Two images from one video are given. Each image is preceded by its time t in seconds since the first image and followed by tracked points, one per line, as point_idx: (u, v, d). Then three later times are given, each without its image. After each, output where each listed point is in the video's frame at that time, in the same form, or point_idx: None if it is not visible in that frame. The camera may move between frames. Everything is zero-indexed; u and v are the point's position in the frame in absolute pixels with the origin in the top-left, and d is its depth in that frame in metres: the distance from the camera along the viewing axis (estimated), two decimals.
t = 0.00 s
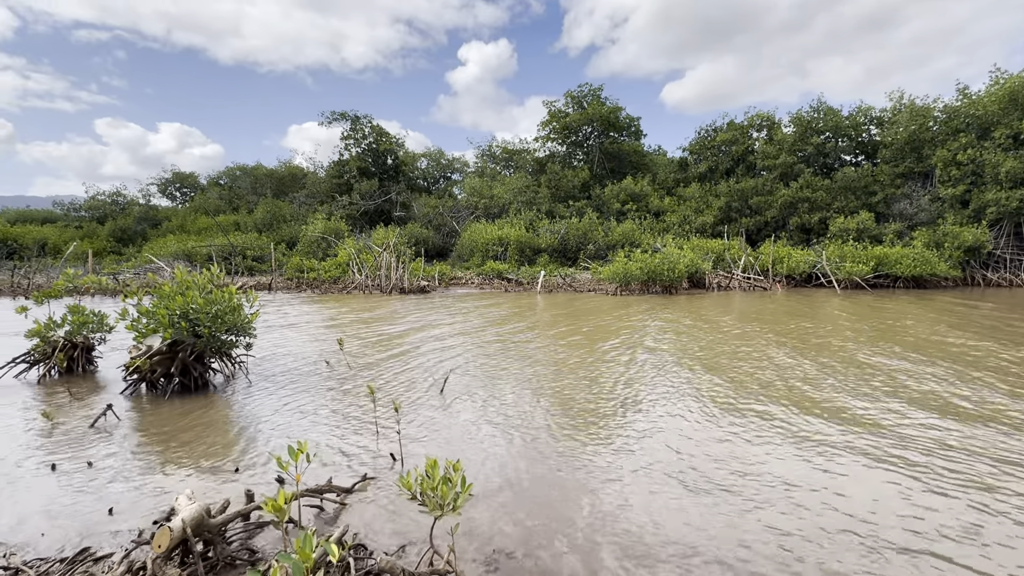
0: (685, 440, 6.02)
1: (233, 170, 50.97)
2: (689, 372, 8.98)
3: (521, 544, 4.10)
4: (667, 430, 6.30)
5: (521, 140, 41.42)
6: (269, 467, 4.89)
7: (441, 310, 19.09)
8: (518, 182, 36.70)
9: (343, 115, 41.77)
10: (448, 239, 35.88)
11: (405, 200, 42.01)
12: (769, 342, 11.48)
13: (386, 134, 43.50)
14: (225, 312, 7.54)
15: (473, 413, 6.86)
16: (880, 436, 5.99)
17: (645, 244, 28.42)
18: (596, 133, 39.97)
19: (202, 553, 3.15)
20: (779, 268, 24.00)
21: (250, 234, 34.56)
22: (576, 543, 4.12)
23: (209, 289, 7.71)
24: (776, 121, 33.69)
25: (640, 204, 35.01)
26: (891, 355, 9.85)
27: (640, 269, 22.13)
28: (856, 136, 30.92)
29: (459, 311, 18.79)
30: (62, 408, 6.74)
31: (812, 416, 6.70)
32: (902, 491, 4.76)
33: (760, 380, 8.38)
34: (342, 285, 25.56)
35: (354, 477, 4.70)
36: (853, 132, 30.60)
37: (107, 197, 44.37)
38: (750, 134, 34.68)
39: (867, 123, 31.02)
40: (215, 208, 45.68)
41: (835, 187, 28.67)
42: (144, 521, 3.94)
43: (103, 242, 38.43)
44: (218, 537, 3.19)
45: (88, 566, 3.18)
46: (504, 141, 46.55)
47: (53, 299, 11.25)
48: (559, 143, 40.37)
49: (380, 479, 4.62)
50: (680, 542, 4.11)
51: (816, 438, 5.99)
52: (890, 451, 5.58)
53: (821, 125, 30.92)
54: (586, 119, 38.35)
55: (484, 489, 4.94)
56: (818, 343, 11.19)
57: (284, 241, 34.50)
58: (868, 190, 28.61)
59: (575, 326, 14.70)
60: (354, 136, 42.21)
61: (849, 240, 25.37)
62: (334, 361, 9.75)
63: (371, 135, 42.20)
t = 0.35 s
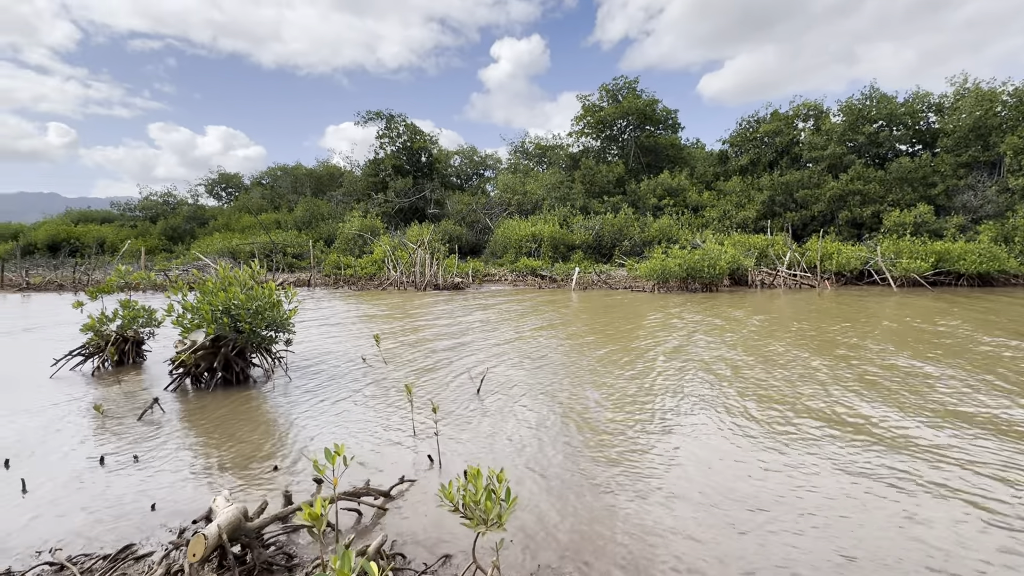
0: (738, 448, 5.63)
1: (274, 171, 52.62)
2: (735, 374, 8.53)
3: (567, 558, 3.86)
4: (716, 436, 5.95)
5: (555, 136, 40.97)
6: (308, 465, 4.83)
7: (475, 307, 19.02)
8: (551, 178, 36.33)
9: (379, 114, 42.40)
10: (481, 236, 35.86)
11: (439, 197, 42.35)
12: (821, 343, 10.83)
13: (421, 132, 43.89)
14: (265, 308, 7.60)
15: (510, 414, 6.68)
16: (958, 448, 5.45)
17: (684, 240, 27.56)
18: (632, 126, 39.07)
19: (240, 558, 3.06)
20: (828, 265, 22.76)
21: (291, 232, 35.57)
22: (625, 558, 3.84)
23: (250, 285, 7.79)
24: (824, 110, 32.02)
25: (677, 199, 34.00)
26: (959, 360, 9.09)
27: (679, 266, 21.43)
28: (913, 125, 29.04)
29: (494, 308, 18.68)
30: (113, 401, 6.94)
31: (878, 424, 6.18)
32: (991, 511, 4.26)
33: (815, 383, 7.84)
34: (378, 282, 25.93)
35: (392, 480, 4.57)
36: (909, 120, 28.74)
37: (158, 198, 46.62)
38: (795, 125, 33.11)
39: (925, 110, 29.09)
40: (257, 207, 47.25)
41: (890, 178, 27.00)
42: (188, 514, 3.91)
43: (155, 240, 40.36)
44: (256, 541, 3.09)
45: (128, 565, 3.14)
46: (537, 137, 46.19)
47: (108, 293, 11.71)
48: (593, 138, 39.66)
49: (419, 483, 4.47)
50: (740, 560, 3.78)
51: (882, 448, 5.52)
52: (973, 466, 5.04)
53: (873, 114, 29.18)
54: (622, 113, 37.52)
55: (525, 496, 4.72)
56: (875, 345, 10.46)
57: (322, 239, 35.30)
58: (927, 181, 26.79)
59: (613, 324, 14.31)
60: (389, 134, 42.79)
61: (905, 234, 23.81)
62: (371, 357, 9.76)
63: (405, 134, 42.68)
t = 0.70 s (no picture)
0: (802, 452, 5.25)
1: (322, 170, 54.42)
2: (793, 373, 8.04)
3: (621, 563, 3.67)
4: (777, 439, 5.60)
5: (597, 130, 40.24)
6: (358, 456, 4.86)
7: (516, 303, 18.95)
8: (593, 172, 35.73)
9: (421, 112, 43.00)
10: (522, 232, 35.75)
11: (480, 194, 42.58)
12: (888, 343, 10.07)
13: (462, 129, 44.18)
14: (315, 302, 7.75)
15: (556, 410, 6.54)
16: None
17: (733, 234, 26.45)
18: (677, 118, 37.82)
19: (293, 549, 3.05)
20: (894, 260, 21.23)
21: (338, 230, 36.60)
22: (682, 567, 3.63)
23: (301, 279, 7.99)
24: (889, 94, 29.85)
25: (726, 192, 32.66)
26: None
27: (728, 261, 20.55)
28: (992, 107, 26.63)
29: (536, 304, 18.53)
30: (176, 389, 7.26)
31: (962, 433, 5.62)
32: None
33: (884, 386, 7.27)
34: (421, 278, 26.32)
35: (439, 475, 4.53)
36: (987, 102, 26.39)
37: (217, 197, 49.25)
38: (856, 111, 31.09)
39: (1006, 91, 26.61)
40: (307, 205, 49.03)
41: (965, 166, 24.88)
42: (244, 500, 3.98)
43: (214, 238, 42.60)
44: (308, 533, 3.09)
45: (188, 551, 3.19)
46: (578, 131, 45.55)
47: (171, 287, 12.36)
48: (637, 131, 38.64)
49: (466, 479, 4.40)
50: None
51: (966, 458, 5.03)
52: None
53: (946, 97, 26.98)
54: (667, 104, 36.38)
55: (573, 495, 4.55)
56: (951, 346, 9.62)
57: (367, 236, 36.21)
58: (1008, 169, 24.51)
59: (659, 321, 13.86)
60: (432, 132, 43.35)
61: (983, 227, 21.87)
62: (416, 352, 9.84)
63: (447, 131, 43.35)
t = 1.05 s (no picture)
0: (886, 466, 4.73)
1: (373, 169, 55.95)
2: (871, 377, 7.35)
3: None
4: (857, 450, 5.09)
5: (646, 121, 39.02)
6: (409, 454, 4.79)
7: (564, 299, 18.64)
8: (642, 165, 34.67)
9: (468, 109, 43.26)
10: (569, 227, 35.27)
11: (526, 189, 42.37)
12: (981, 346, 9.05)
13: (509, 124, 44.11)
14: (365, 297, 7.81)
15: (609, 410, 6.26)
16: None
17: (794, 227, 24.90)
18: (733, 106, 36.01)
19: (342, 550, 2.97)
20: (982, 254, 19.25)
21: (387, 226, 37.51)
22: None
23: (352, 274, 8.08)
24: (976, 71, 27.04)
25: (786, 182, 30.81)
26: None
27: (790, 256, 19.33)
28: None
29: (584, 300, 18.15)
30: (236, 381, 7.52)
31: None
32: None
33: (979, 394, 6.50)
34: (468, 273, 26.46)
35: (488, 477, 4.38)
36: None
37: (276, 197, 51.69)
38: (937, 92, 28.41)
39: None
40: (359, 203, 50.58)
41: None
42: (298, 494, 3.98)
43: (274, 235, 44.76)
44: (358, 536, 3.00)
45: (242, 545, 3.18)
46: (627, 123, 44.35)
47: (233, 281, 12.95)
48: (689, 121, 37.10)
49: (516, 482, 4.22)
50: None
51: None
52: None
53: None
54: (722, 91, 34.68)
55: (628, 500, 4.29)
56: None
57: (416, 232, 36.89)
58: None
59: (715, 319, 13.19)
60: (478, 129, 43.57)
61: None
62: (463, 347, 9.79)
63: (493, 127, 43.67)
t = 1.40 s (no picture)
0: (991, 490, 4.16)
1: (426, 168, 57.09)
2: (966, 386, 6.58)
3: None
4: (954, 468, 4.53)
5: (703, 112, 37.36)
6: (462, 455, 4.72)
7: (616, 297, 18.17)
8: (699, 157, 33.23)
9: (519, 105, 43.17)
10: (621, 223, 34.43)
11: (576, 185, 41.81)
12: None
13: (560, 119, 43.63)
14: (418, 293, 7.84)
15: (669, 414, 5.94)
16: None
17: (869, 221, 23.01)
18: (799, 92, 33.76)
19: (393, 555, 2.90)
20: None
21: (439, 224, 38.15)
22: None
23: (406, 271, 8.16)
24: None
25: (860, 173, 28.55)
26: None
27: (865, 252, 17.85)
28: None
29: (637, 298, 17.59)
30: (296, 375, 7.77)
31: None
32: None
33: None
34: (518, 270, 26.41)
35: (542, 483, 4.22)
36: None
37: (334, 196, 53.87)
38: None
39: None
40: (411, 201, 51.80)
41: None
42: (353, 490, 3.99)
43: (332, 234, 46.68)
44: (409, 541, 2.91)
45: (296, 542, 3.18)
46: (682, 115, 42.69)
47: (294, 278, 13.50)
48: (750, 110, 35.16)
49: (571, 491, 4.03)
50: None
51: None
52: None
53: None
54: (787, 77, 32.57)
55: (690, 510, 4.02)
56: None
57: (466, 229, 37.30)
58: None
59: (780, 319, 12.38)
60: (528, 125, 43.42)
61: None
62: (514, 346, 9.68)
63: (544, 123, 43.38)
